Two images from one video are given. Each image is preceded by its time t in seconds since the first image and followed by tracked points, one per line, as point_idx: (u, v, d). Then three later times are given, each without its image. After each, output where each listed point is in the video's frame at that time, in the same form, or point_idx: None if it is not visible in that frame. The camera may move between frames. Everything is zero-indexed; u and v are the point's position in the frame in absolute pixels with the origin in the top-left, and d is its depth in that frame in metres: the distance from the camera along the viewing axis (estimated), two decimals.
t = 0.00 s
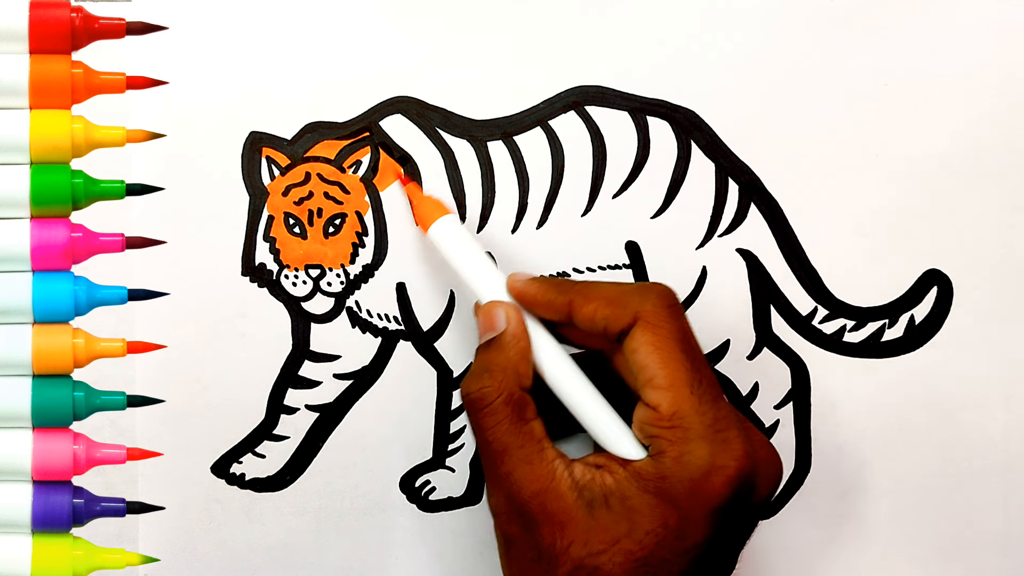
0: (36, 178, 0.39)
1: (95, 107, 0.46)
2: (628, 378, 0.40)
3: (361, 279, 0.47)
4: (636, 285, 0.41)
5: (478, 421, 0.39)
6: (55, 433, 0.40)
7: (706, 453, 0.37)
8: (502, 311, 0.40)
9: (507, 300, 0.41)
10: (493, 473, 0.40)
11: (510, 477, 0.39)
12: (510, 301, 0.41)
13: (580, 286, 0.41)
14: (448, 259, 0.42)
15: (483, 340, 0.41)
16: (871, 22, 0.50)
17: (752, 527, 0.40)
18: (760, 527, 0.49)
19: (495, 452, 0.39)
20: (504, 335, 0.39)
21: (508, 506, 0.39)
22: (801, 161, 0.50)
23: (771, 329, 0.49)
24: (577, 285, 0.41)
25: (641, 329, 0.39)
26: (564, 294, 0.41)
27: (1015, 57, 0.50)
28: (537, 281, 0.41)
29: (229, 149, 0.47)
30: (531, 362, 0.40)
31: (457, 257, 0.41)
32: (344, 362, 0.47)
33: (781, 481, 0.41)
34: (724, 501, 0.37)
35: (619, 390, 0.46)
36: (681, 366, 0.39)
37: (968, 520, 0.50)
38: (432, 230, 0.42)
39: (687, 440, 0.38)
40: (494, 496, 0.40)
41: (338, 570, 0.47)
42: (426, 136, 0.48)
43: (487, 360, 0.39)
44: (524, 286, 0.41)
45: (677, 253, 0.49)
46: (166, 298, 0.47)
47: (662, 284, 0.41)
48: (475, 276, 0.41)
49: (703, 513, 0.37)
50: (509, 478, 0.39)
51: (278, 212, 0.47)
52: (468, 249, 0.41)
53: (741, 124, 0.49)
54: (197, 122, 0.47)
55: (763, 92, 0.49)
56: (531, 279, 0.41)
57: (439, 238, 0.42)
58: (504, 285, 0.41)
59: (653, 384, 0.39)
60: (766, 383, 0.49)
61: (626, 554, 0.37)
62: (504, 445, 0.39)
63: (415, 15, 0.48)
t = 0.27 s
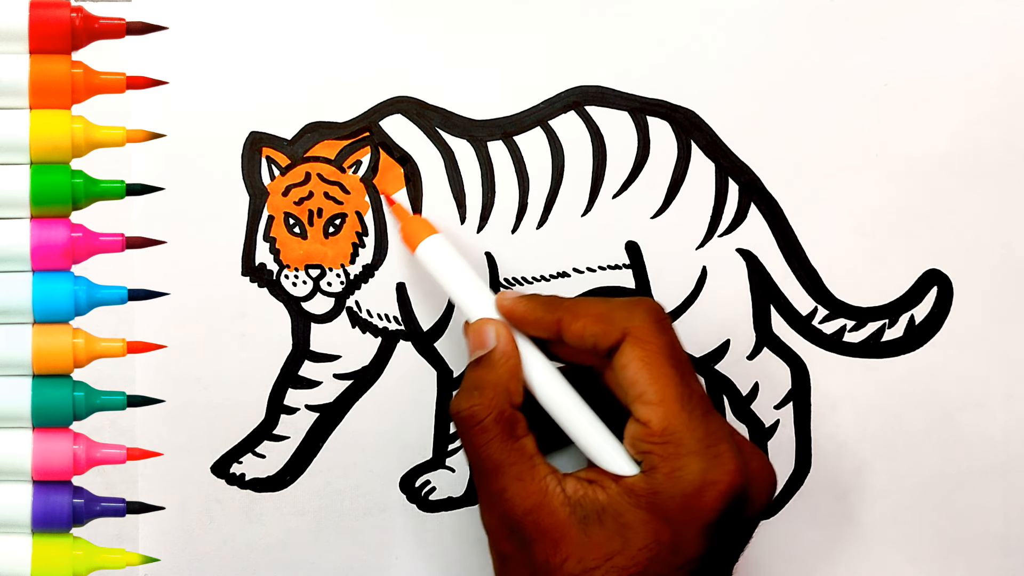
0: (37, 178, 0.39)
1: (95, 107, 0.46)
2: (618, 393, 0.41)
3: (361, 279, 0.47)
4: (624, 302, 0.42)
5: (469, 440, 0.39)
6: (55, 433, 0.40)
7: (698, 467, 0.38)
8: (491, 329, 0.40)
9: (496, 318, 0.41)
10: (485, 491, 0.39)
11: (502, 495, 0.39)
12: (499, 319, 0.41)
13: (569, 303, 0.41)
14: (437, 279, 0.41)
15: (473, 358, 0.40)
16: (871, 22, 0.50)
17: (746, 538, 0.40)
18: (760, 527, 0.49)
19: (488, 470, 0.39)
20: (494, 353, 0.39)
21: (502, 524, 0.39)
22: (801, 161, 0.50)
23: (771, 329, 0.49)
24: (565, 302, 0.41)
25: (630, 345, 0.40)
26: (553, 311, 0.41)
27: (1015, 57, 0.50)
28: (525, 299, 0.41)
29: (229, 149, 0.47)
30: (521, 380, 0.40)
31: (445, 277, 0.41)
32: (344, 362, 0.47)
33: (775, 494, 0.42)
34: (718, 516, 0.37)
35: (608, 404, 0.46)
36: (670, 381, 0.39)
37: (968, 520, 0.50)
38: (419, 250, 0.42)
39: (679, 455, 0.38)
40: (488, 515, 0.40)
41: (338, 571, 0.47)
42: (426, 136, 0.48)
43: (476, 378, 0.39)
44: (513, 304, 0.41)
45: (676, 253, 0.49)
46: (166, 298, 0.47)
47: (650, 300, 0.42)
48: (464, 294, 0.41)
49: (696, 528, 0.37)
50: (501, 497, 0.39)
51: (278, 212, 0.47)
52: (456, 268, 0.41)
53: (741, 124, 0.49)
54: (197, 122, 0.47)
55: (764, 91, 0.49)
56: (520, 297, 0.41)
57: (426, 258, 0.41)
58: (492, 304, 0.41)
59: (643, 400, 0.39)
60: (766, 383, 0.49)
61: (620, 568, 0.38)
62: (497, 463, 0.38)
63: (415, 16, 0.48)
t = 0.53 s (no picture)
0: (37, 178, 0.39)
1: (95, 107, 0.46)
2: (615, 403, 0.40)
3: (361, 279, 0.47)
4: (622, 311, 0.41)
5: (464, 448, 0.39)
6: (55, 433, 0.40)
7: (691, 482, 0.37)
8: (489, 337, 0.40)
9: (495, 326, 0.41)
10: (480, 499, 0.40)
11: (497, 504, 0.39)
12: (497, 327, 0.41)
13: (566, 312, 0.41)
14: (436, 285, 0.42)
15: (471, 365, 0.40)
16: (871, 22, 0.50)
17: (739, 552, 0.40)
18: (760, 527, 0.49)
19: (482, 479, 0.39)
20: (491, 361, 0.39)
21: (497, 531, 0.39)
22: (801, 161, 0.50)
23: (771, 329, 0.49)
24: (563, 311, 0.41)
25: (626, 357, 0.39)
26: (551, 320, 0.41)
27: (1015, 57, 0.50)
28: (524, 307, 0.41)
29: (229, 149, 0.47)
30: (518, 388, 0.40)
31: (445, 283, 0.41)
32: (344, 362, 0.47)
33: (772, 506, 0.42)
34: (710, 530, 0.38)
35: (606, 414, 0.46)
36: (666, 394, 0.38)
37: (967, 520, 0.50)
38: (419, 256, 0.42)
39: (673, 469, 0.38)
40: (483, 522, 0.40)
41: (338, 571, 0.47)
42: (426, 136, 0.48)
43: (472, 386, 0.39)
44: (512, 311, 0.41)
45: (676, 253, 0.49)
46: (166, 298, 0.47)
47: (647, 311, 0.42)
48: (464, 301, 0.41)
49: (688, 541, 0.38)
50: (496, 505, 0.39)
51: (278, 212, 0.47)
52: (456, 275, 0.41)
53: (741, 124, 0.49)
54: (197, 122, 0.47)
55: (764, 91, 0.49)
56: (518, 305, 0.41)
57: (426, 264, 0.42)
58: (491, 311, 0.41)
59: (638, 413, 0.38)
60: (766, 384, 0.49)
61: None
62: (492, 472, 0.39)
63: (415, 16, 0.48)
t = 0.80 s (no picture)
0: (37, 178, 0.39)
1: (95, 107, 0.46)
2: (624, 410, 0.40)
3: (361, 279, 0.47)
4: (636, 319, 0.41)
5: (472, 446, 0.39)
6: (55, 433, 0.40)
7: (695, 494, 0.38)
8: (502, 336, 0.39)
9: (507, 324, 0.40)
10: (484, 498, 0.40)
11: (501, 503, 0.39)
12: (510, 326, 0.40)
13: (580, 316, 0.41)
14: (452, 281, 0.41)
15: (482, 364, 0.40)
16: (871, 22, 0.50)
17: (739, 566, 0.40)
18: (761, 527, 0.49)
19: (488, 478, 0.39)
20: (503, 361, 0.39)
21: (499, 531, 0.39)
22: (801, 161, 0.50)
23: (771, 329, 0.49)
24: (577, 315, 0.41)
25: (638, 365, 0.39)
26: (564, 323, 0.41)
27: (1015, 57, 0.50)
28: (538, 307, 0.41)
29: (229, 149, 0.47)
30: (528, 389, 0.39)
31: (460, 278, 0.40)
32: (344, 362, 0.47)
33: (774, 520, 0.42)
34: (711, 543, 0.38)
35: (613, 419, 0.46)
36: (677, 405, 0.39)
37: (967, 520, 0.50)
38: (436, 251, 0.41)
39: (678, 480, 0.38)
40: (486, 521, 0.40)
41: (338, 570, 0.47)
42: (426, 136, 0.48)
43: (483, 384, 0.39)
44: (525, 312, 0.40)
45: (676, 253, 0.49)
46: (166, 298, 0.47)
47: (662, 320, 0.42)
48: (476, 297, 0.41)
49: (689, 554, 0.38)
50: (500, 505, 0.39)
51: (278, 212, 0.47)
52: (473, 272, 0.40)
53: (741, 124, 0.49)
54: (197, 122, 0.47)
55: (764, 91, 0.49)
56: (533, 305, 0.41)
57: (444, 260, 0.41)
58: (505, 309, 0.41)
59: (647, 421, 0.39)
60: (766, 384, 0.49)
61: None
62: (497, 471, 0.39)
63: (415, 15, 0.48)
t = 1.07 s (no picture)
0: (36, 178, 0.39)
1: (95, 107, 0.46)
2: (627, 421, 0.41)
3: (361, 279, 0.47)
4: (642, 330, 0.41)
5: (473, 455, 0.39)
6: (55, 433, 0.40)
7: (696, 508, 0.38)
8: (507, 344, 0.40)
9: (512, 332, 0.41)
10: (485, 506, 0.40)
11: (502, 513, 0.39)
12: (515, 335, 0.41)
13: (586, 326, 0.41)
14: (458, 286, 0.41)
15: (486, 371, 0.40)
16: (871, 23, 0.50)
17: None
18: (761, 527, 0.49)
19: (489, 487, 0.39)
20: (506, 369, 0.39)
21: (499, 540, 0.40)
22: (801, 161, 0.50)
23: (771, 329, 0.49)
24: (582, 325, 0.41)
25: (641, 377, 0.39)
26: (569, 332, 0.41)
27: (1014, 58, 0.50)
28: (543, 316, 0.41)
29: (229, 149, 0.47)
30: (531, 398, 0.40)
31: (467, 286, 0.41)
32: (344, 362, 0.47)
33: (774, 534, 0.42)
34: (711, 557, 0.38)
35: (614, 429, 0.46)
36: (679, 418, 0.38)
37: (968, 520, 0.50)
38: (443, 256, 0.41)
39: (679, 493, 0.38)
40: (486, 530, 0.40)
41: (338, 571, 0.47)
42: (426, 136, 0.48)
43: (487, 393, 0.39)
44: (531, 320, 0.41)
45: (676, 253, 0.49)
46: (166, 298, 0.47)
47: (667, 331, 0.41)
48: (482, 304, 0.41)
49: (689, 566, 0.38)
50: (501, 515, 0.39)
51: (278, 212, 0.47)
52: (479, 278, 0.41)
53: (741, 124, 0.49)
54: (197, 122, 0.47)
55: (764, 91, 0.49)
56: (539, 314, 0.41)
57: (450, 265, 0.41)
58: (511, 317, 0.41)
59: (649, 433, 0.39)
60: (766, 384, 0.49)
61: None
62: (499, 480, 0.39)
63: (415, 16, 0.48)
